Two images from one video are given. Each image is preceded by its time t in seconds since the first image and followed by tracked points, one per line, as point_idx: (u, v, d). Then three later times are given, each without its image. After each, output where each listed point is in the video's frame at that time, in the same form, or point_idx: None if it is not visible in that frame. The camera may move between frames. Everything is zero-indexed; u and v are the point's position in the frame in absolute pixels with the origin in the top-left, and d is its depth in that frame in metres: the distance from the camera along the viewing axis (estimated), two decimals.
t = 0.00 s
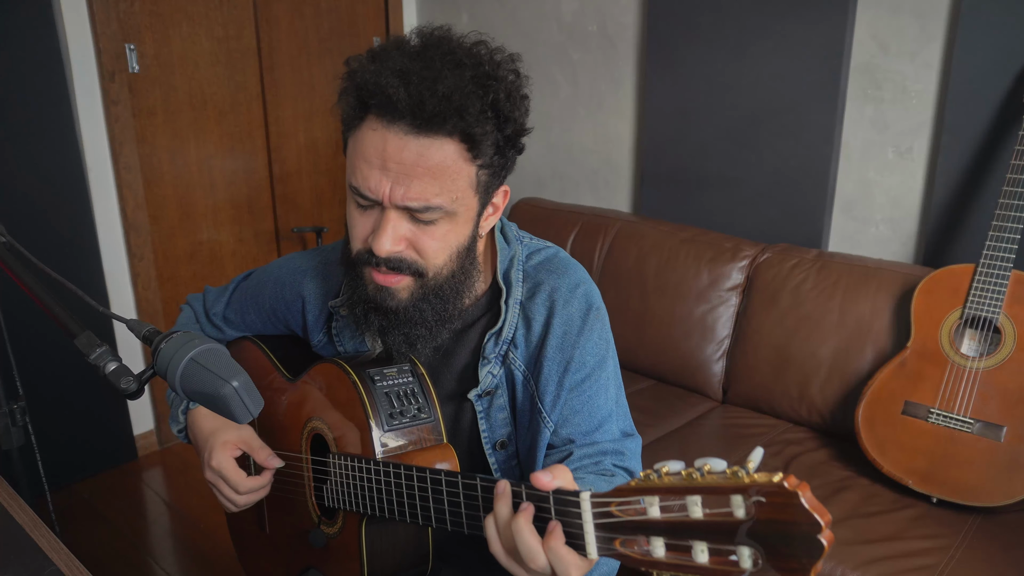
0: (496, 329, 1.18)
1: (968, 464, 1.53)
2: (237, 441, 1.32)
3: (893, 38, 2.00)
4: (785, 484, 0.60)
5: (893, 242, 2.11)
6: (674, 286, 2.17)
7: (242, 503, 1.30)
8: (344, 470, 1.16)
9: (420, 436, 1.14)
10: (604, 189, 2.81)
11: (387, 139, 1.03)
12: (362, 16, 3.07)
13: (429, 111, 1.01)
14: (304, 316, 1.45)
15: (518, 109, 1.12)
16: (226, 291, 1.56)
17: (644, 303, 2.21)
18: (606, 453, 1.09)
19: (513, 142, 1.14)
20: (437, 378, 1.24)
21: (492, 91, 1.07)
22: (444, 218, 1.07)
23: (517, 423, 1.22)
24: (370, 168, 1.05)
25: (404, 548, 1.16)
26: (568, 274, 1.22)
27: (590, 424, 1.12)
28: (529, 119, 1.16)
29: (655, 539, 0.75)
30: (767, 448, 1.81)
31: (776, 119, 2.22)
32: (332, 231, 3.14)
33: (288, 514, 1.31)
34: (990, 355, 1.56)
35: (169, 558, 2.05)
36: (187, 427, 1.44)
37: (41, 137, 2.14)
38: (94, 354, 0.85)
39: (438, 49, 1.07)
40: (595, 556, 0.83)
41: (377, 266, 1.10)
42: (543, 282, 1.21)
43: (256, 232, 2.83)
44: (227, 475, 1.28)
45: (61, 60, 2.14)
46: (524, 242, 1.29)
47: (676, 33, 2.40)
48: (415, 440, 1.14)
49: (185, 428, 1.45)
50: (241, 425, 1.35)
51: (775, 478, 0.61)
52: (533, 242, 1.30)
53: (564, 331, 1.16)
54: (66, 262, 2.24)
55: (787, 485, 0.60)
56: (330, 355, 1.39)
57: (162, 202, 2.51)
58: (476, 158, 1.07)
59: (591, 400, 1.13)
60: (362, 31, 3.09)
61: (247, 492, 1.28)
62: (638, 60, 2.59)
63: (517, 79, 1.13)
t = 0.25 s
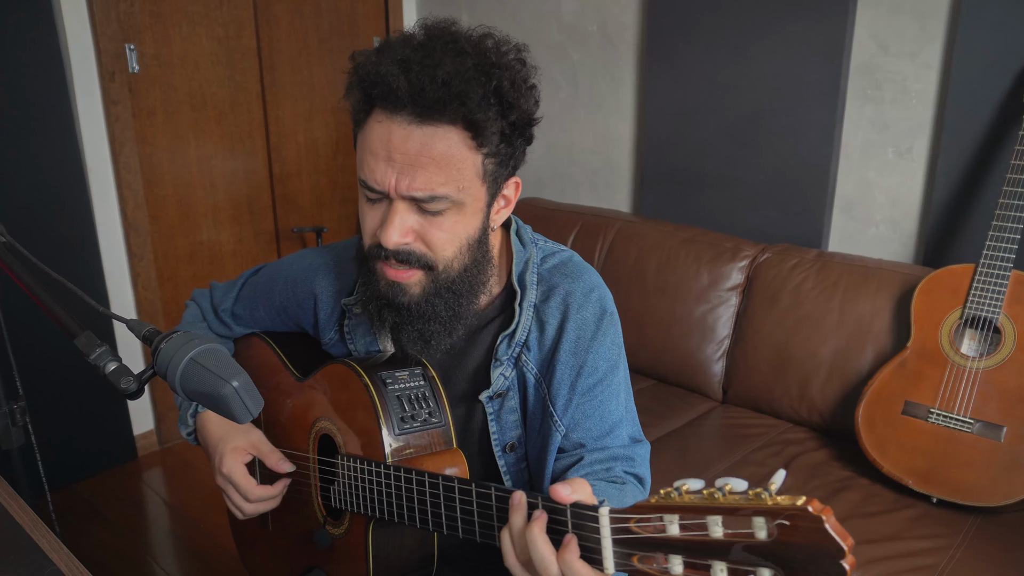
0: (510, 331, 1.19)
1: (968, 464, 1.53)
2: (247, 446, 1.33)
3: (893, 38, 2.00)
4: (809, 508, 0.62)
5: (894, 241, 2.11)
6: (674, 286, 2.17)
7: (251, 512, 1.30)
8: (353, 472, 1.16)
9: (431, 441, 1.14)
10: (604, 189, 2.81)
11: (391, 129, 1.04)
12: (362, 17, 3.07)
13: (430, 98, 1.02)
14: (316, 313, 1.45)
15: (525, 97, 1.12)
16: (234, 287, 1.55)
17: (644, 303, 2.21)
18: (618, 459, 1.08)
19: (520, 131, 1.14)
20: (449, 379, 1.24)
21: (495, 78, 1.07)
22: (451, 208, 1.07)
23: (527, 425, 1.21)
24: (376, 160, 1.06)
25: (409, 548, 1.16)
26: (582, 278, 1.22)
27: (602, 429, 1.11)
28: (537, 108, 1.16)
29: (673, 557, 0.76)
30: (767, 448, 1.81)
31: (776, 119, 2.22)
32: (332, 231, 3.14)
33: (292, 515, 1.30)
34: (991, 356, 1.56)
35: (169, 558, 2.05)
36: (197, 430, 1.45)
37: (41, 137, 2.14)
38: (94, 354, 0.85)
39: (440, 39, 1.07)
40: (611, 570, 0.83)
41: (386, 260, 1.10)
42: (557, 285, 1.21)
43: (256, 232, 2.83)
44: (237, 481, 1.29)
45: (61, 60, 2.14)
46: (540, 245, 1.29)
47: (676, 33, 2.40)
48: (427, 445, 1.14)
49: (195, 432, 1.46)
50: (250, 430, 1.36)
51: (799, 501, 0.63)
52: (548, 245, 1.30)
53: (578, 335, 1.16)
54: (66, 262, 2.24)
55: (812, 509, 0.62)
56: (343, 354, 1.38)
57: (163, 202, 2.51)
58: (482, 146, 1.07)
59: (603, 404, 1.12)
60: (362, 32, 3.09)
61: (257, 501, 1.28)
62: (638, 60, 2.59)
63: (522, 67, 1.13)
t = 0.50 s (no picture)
0: (518, 335, 1.19)
1: (967, 464, 1.53)
2: (255, 455, 1.32)
3: (893, 38, 2.00)
4: (831, 501, 0.62)
5: (894, 242, 2.11)
6: (674, 286, 2.17)
7: (268, 520, 1.31)
8: (363, 470, 1.16)
9: (441, 439, 1.14)
10: (604, 189, 2.81)
11: (394, 142, 1.04)
12: (362, 16, 3.07)
13: (431, 111, 1.02)
14: (324, 316, 1.45)
15: (529, 106, 1.11)
16: (237, 285, 1.53)
17: (644, 303, 2.21)
18: (626, 461, 1.09)
19: (525, 140, 1.14)
20: (457, 382, 1.24)
21: (498, 88, 1.06)
22: (455, 220, 1.07)
23: (535, 429, 1.22)
24: (379, 173, 1.06)
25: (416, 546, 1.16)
26: (591, 282, 1.22)
27: (611, 431, 1.11)
28: (541, 116, 1.15)
29: (693, 549, 0.77)
30: (767, 447, 1.81)
31: (776, 119, 2.22)
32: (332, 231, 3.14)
33: (298, 515, 1.30)
34: (991, 356, 1.56)
35: (169, 558, 2.05)
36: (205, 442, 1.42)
37: (41, 136, 2.14)
38: (94, 354, 0.85)
39: (441, 50, 1.07)
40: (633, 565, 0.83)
41: (391, 271, 1.10)
42: (566, 289, 1.21)
43: (256, 232, 2.83)
44: (251, 493, 1.29)
45: (61, 60, 2.14)
46: (548, 249, 1.28)
47: (676, 33, 2.40)
48: (437, 442, 1.14)
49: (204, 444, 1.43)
50: (257, 436, 1.34)
51: (821, 493, 0.63)
52: (556, 248, 1.29)
53: (586, 340, 1.16)
54: (66, 262, 2.24)
55: (834, 502, 0.62)
56: (349, 355, 1.39)
57: (162, 201, 2.51)
58: (485, 157, 1.07)
59: (612, 407, 1.12)
60: (362, 32, 3.09)
61: (271, 510, 1.29)
62: (638, 60, 2.59)
63: (527, 75, 1.13)
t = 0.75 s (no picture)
0: (523, 341, 1.19)
1: (968, 464, 1.53)
2: (250, 465, 1.32)
3: (893, 38, 2.00)
4: (849, 515, 0.62)
5: (894, 242, 2.11)
6: (674, 286, 2.17)
7: (261, 526, 1.31)
8: (366, 473, 1.17)
9: (447, 443, 1.14)
10: (604, 189, 2.81)
11: (389, 143, 1.05)
12: (362, 17, 3.07)
13: (424, 112, 1.02)
14: (327, 318, 1.44)
15: (528, 107, 1.11)
16: (238, 284, 1.53)
17: (644, 303, 2.21)
18: (629, 470, 1.08)
19: (525, 141, 1.13)
20: (461, 385, 1.24)
21: (494, 89, 1.05)
22: (452, 222, 1.07)
23: (538, 436, 1.22)
24: (376, 174, 1.06)
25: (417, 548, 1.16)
26: (597, 289, 1.21)
27: (614, 441, 1.11)
28: (541, 117, 1.14)
29: (708, 561, 0.77)
30: (767, 447, 1.81)
31: (776, 119, 2.22)
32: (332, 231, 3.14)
33: (300, 517, 1.31)
34: (991, 356, 1.56)
35: (169, 558, 2.05)
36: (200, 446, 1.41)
37: (41, 137, 2.14)
38: (94, 354, 0.85)
39: (437, 50, 1.07)
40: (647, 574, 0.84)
41: (389, 275, 1.11)
42: (571, 295, 1.21)
43: (256, 232, 2.83)
44: (242, 503, 1.28)
45: (61, 60, 2.14)
46: (555, 254, 1.29)
47: (676, 33, 2.40)
48: (443, 446, 1.14)
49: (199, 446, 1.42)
50: (253, 449, 1.34)
51: (839, 509, 0.63)
52: (563, 253, 1.29)
53: (591, 347, 1.15)
54: (66, 262, 2.24)
55: (852, 516, 0.62)
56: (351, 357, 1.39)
57: (162, 201, 2.51)
58: (481, 159, 1.06)
59: (615, 416, 1.12)
60: (362, 32, 3.09)
61: (263, 518, 1.29)
62: (638, 61, 2.59)
63: (527, 76, 1.12)
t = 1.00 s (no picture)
0: (523, 348, 1.18)
1: (968, 464, 1.52)
2: (247, 453, 1.33)
3: (893, 38, 2.00)
4: (856, 535, 0.62)
5: (894, 242, 2.11)
6: (674, 286, 2.17)
7: (253, 518, 1.32)
8: (366, 478, 1.17)
9: (447, 447, 1.15)
10: (604, 189, 2.81)
11: (383, 152, 1.04)
12: (362, 17, 3.07)
13: (416, 121, 1.01)
14: (325, 321, 1.44)
15: (525, 116, 1.10)
16: (239, 282, 1.54)
17: (644, 303, 2.21)
18: (631, 478, 1.09)
19: (521, 150, 1.12)
20: (462, 390, 1.24)
21: (489, 98, 1.05)
22: (446, 233, 1.06)
23: (538, 442, 1.22)
24: (369, 182, 1.06)
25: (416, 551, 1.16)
26: (599, 296, 1.21)
27: (616, 449, 1.11)
28: (538, 126, 1.14)
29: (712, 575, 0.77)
30: (767, 448, 1.81)
31: (776, 119, 2.22)
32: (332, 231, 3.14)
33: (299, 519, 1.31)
34: (990, 356, 1.56)
35: (169, 558, 2.05)
36: (195, 433, 1.42)
37: (42, 137, 2.14)
38: (94, 354, 0.85)
39: (432, 58, 1.07)
40: None
41: (384, 285, 1.10)
42: (573, 302, 1.20)
43: (256, 232, 2.83)
44: (237, 491, 1.30)
45: (61, 60, 2.14)
46: (557, 259, 1.28)
47: (676, 33, 2.40)
48: (444, 450, 1.14)
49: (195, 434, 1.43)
50: (250, 437, 1.35)
51: (845, 527, 0.63)
52: (566, 259, 1.28)
53: (593, 355, 1.15)
54: (66, 262, 2.24)
55: (858, 535, 0.62)
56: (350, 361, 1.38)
57: (162, 201, 2.51)
58: (476, 168, 1.05)
59: (617, 425, 1.12)
60: (362, 32, 3.09)
61: (258, 508, 1.30)
62: (638, 61, 2.59)
63: (525, 84, 1.12)
